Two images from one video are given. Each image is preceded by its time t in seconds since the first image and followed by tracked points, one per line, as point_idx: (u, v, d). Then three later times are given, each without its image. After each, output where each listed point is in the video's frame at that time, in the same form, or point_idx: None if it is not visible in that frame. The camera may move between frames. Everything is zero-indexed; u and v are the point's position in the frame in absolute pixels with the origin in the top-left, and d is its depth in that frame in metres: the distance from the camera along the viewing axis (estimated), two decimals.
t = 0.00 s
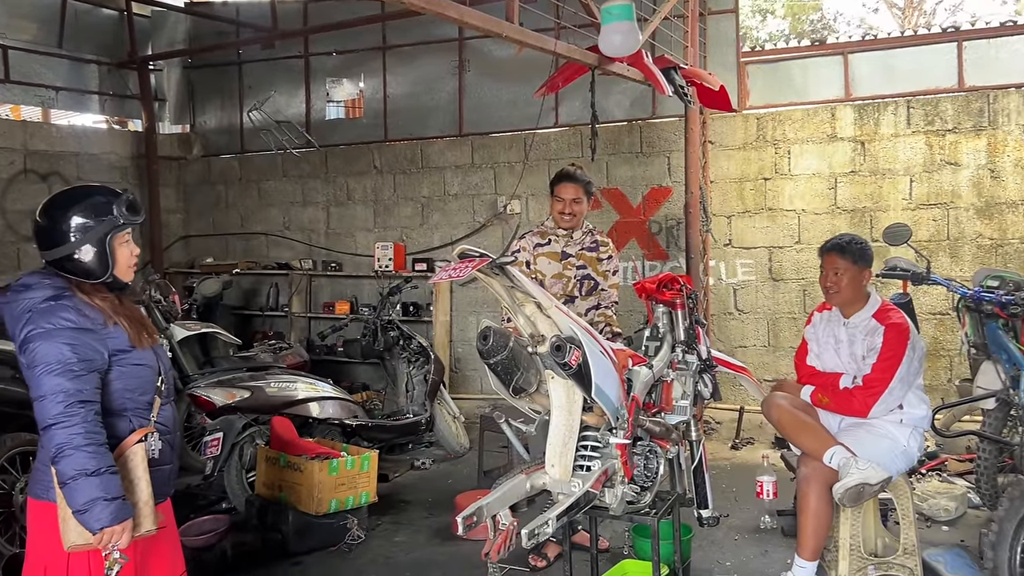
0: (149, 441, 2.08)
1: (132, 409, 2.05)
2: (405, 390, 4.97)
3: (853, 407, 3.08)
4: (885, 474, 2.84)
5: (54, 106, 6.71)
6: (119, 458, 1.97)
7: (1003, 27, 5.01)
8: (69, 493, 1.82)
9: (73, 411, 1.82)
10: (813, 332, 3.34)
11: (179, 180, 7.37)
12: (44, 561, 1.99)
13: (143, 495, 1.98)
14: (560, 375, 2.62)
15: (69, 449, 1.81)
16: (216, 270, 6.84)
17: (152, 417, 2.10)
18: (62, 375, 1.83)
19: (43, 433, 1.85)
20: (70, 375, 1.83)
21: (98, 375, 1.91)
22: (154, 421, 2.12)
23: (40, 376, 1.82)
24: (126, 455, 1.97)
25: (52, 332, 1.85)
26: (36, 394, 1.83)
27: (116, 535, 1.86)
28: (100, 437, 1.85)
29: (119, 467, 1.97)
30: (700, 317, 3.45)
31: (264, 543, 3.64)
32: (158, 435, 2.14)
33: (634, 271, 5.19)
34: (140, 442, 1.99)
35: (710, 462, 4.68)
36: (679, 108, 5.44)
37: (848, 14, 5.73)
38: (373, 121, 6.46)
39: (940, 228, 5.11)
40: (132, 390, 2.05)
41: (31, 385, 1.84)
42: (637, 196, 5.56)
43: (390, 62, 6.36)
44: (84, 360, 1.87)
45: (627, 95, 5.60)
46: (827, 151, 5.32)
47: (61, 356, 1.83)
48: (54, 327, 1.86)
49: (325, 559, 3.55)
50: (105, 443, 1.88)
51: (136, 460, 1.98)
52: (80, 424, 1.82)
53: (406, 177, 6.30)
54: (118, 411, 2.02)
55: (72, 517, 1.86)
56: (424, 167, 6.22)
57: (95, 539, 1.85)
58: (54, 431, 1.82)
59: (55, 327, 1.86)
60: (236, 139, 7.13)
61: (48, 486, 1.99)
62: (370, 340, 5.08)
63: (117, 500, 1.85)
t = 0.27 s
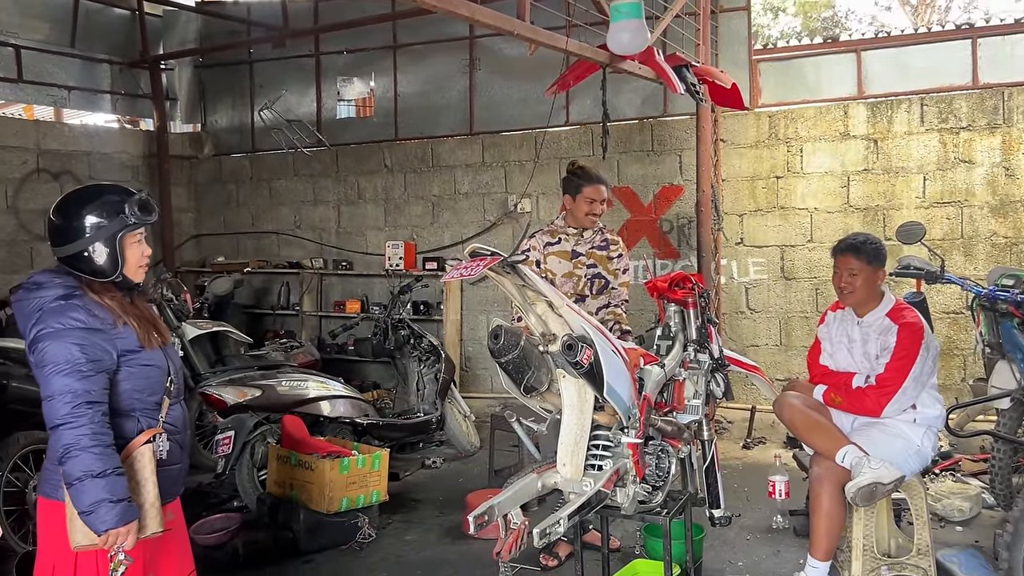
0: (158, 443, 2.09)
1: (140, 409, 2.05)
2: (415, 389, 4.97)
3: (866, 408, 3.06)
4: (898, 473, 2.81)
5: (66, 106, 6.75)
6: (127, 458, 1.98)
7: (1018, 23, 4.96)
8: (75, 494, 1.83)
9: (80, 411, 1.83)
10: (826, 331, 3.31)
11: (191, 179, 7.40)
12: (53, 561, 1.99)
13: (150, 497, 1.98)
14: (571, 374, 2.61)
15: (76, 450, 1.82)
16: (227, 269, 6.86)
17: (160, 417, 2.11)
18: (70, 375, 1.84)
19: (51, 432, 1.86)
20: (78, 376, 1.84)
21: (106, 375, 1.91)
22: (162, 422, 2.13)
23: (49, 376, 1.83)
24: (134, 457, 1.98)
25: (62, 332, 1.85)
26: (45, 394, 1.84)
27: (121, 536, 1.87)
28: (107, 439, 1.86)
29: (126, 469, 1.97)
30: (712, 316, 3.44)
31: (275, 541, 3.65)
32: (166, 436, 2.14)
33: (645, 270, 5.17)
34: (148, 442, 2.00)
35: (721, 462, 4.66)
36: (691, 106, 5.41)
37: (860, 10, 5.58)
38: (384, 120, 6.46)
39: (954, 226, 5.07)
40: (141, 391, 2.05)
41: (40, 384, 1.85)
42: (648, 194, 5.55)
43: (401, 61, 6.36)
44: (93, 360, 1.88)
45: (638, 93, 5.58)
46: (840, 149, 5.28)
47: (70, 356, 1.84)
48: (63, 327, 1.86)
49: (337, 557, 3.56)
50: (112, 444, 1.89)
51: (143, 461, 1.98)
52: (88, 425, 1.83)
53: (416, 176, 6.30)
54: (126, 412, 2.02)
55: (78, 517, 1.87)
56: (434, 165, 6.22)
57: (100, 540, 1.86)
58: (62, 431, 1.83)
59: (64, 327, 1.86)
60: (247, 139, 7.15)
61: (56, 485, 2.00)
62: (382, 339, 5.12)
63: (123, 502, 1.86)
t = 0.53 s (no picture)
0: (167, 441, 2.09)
1: (147, 406, 2.05)
2: (425, 387, 4.98)
3: (878, 406, 3.04)
4: (910, 471, 2.79)
5: (78, 105, 6.79)
6: (132, 455, 1.97)
7: None
8: (78, 489, 1.83)
9: (85, 407, 1.84)
10: (838, 329, 3.29)
11: (201, 177, 7.42)
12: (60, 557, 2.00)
13: (154, 494, 1.97)
14: (581, 372, 2.61)
15: (79, 445, 1.83)
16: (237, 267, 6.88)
17: (167, 414, 2.10)
18: (76, 371, 1.85)
19: (57, 427, 1.87)
20: (84, 371, 1.85)
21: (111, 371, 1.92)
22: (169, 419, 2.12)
23: (55, 371, 1.84)
24: (140, 454, 1.97)
25: (68, 328, 1.86)
26: (51, 388, 1.85)
27: (124, 532, 1.87)
28: (111, 435, 1.87)
29: (133, 465, 1.96)
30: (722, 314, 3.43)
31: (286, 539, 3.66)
32: (172, 432, 2.14)
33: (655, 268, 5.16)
34: (153, 439, 1.98)
35: (731, 460, 4.64)
36: (701, 103, 5.39)
37: (871, 8, 5.71)
38: (393, 118, 6.47)
39: (967, 224, 5.03)
40: (148, 387, 2.05)
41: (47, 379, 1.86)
42: (658, 192, 5.53)
43: (410, 59, 6.36)
44: (98, 356, 1.89)
45: (648, 90, 5.56)
46: (851, 146, 5.25)
47: (75, 352, 1.85)
48: (70, 322, 1.87)
49: (346, 555, 3.57)
50: (117, 440, 1.89)
51: (149, 458, 1.98)
52: (92, 420, 1.84)
53: (425, 174, 6.31)
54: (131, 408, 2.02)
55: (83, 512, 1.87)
56: (443, 163, 6.22)
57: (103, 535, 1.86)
58: (66, 426, 1.83)
59: (71, 322, 1.87)
60: (258, 137, 7.17)
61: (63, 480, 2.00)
62: (392, 337, 5.13)
63: (126, 498, 1.86)
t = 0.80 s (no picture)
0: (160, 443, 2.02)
1: (144, 408, 1.99)
2: (435, 386, 4.98)
3: (891, 404, 3.02)
4: (923, 471, 2.78)
5: (90, 104, 6.82)
6: (120, 454, 1.93)
7: None
8: (63, 486, 1.83)
9: (72, 405, 1.83)
10: (851, 327, 3.27)
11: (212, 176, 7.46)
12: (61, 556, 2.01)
13: (139, 494, 1.92)
14: (592, 370, 2.60)
15: (65, 442, 1.82)
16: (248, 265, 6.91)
17: (164, 415, 2.03)
18: (69, 368, 1.85)
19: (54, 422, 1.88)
20: (75, 368, 1.85)
21: (106, 371, 1.90)
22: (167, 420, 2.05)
23: (52, 366, 1.86)
24: (128, 452, 1.92)
25: (67, 325, 1.88)
26: (48, 383, 1.87)
27: (103, 531, 1.83)
28: (99, 433, 1.85)
29: (121, 463, 1.92)
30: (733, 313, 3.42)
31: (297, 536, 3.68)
32: (171, 433, 2.06)
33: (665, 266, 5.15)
34: (143, 439, 1.94)
35: (742, 459, 4.62)
36: (712, 101, 5.37)
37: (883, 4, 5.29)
38: (403, 116, 6.47)
39: (980, 221, 4.99)
40: (145, 388, 1.99)
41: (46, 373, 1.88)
42: (668, 189, 5.51)
43: (420, 57, 6.36)
44: (93, 355, 1.88)
45: (659, 88, 5.54)
46: (863, 144, 5.22)
47: (71, 349, 1.86)
48: (70, 319, 1.88)
49: (357, 552, 3.58)
50: (106, 439, 1.87)
51: (137, 458, 1.93)
52: (79, 418, 1.83)
53: (435, 173, 6.31)
54: (129, 408, 1.98)
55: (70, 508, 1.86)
56: (453, 162, 6.22)
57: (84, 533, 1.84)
58: (57, 422, 1.84)
59: (71, 320, 1.88)
60: (268, 136, 7.19)
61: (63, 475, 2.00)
62: (402, 335, 5.12)
63: (105, 497, 1.83)
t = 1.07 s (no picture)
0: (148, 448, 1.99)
1: (131, 411, 1.96)
2: (444, 383, 4.99)
3: (902, 402, 3.01)
4: (934, 469, 2.75)
5: (101, 102, 6.86)
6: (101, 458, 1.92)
7: None
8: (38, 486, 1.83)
9: (50, 405, 1.83)
10: (861, 325, 3.26)
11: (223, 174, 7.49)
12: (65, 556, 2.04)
13: (111, 497, 1.90)
14: (601, 368, 2.60)
15: (40, 442, 1.82)
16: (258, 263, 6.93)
17: (151, 420, 1.98)
18: (50, 368, 1.85)
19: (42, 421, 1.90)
20: (54, 370, 1.84)
21: (88, 373, 1.88)
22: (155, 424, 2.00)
23: (39, 364, 1.87)
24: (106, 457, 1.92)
25: (57, 325, 1.88)
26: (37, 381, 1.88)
27: (69, 533, 1.82)
28: (72, 435, 1.83)
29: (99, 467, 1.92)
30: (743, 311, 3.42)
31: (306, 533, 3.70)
32: (160, 440, 2.01)
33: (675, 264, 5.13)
34: (122, 443, 1.93)
35: (752, 457, 4.61)
36: (722, 98, 5.35)
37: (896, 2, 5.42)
38: (412, 114, 6.48)
39: (992, 219, 4.95)
40: (132, 392, 1.96)
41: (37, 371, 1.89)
42: (678, 187, 5.49)
43: (429, 55, 6.36)
44: (77, 356, 1.87)
45: (668, 85, 5.52)
46: (874, 140, 5.19)
47: (56, 349, 1.86)
48: (60, 319, 1.89)
49: (366, 549, 3.60)
50: (82, 442, 1.85)
51: (116, 461, 1.92)
52: (53, 419, 1.82)
53: (445, 170, 6.31)
54: (115, 412, 1.95)
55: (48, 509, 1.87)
56: (463, 160, 6.23)
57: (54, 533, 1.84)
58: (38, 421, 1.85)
59: (60, 319, 1.89)
60: (278, 134, 7.21)
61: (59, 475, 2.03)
62: (411, 333, 5.12)
63: (70, 500, 1.81)
